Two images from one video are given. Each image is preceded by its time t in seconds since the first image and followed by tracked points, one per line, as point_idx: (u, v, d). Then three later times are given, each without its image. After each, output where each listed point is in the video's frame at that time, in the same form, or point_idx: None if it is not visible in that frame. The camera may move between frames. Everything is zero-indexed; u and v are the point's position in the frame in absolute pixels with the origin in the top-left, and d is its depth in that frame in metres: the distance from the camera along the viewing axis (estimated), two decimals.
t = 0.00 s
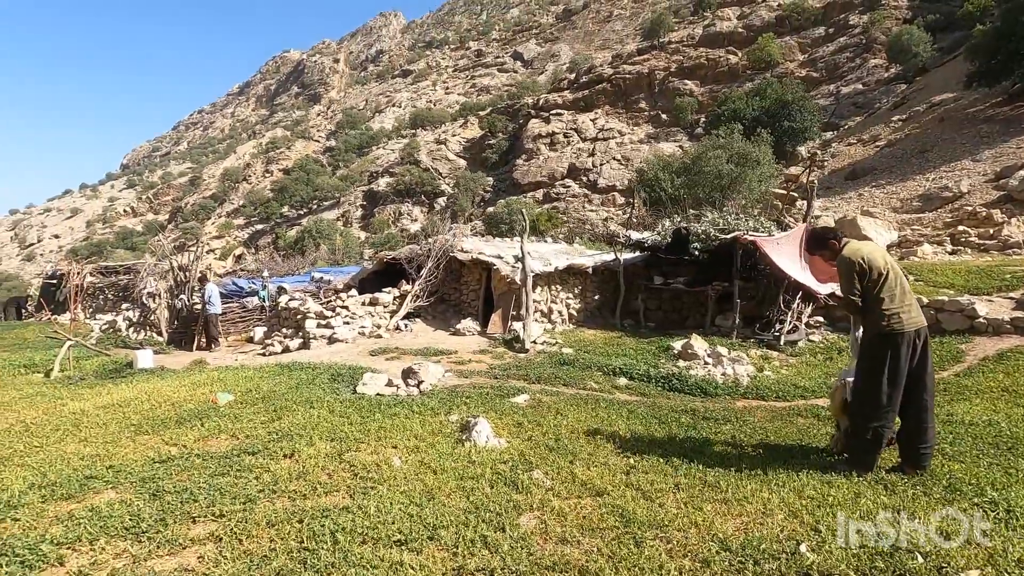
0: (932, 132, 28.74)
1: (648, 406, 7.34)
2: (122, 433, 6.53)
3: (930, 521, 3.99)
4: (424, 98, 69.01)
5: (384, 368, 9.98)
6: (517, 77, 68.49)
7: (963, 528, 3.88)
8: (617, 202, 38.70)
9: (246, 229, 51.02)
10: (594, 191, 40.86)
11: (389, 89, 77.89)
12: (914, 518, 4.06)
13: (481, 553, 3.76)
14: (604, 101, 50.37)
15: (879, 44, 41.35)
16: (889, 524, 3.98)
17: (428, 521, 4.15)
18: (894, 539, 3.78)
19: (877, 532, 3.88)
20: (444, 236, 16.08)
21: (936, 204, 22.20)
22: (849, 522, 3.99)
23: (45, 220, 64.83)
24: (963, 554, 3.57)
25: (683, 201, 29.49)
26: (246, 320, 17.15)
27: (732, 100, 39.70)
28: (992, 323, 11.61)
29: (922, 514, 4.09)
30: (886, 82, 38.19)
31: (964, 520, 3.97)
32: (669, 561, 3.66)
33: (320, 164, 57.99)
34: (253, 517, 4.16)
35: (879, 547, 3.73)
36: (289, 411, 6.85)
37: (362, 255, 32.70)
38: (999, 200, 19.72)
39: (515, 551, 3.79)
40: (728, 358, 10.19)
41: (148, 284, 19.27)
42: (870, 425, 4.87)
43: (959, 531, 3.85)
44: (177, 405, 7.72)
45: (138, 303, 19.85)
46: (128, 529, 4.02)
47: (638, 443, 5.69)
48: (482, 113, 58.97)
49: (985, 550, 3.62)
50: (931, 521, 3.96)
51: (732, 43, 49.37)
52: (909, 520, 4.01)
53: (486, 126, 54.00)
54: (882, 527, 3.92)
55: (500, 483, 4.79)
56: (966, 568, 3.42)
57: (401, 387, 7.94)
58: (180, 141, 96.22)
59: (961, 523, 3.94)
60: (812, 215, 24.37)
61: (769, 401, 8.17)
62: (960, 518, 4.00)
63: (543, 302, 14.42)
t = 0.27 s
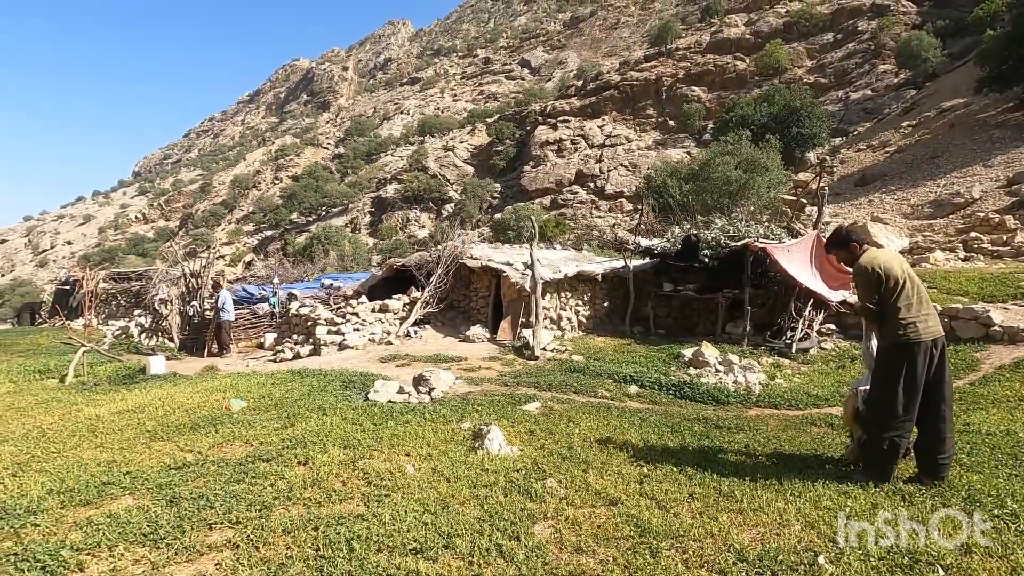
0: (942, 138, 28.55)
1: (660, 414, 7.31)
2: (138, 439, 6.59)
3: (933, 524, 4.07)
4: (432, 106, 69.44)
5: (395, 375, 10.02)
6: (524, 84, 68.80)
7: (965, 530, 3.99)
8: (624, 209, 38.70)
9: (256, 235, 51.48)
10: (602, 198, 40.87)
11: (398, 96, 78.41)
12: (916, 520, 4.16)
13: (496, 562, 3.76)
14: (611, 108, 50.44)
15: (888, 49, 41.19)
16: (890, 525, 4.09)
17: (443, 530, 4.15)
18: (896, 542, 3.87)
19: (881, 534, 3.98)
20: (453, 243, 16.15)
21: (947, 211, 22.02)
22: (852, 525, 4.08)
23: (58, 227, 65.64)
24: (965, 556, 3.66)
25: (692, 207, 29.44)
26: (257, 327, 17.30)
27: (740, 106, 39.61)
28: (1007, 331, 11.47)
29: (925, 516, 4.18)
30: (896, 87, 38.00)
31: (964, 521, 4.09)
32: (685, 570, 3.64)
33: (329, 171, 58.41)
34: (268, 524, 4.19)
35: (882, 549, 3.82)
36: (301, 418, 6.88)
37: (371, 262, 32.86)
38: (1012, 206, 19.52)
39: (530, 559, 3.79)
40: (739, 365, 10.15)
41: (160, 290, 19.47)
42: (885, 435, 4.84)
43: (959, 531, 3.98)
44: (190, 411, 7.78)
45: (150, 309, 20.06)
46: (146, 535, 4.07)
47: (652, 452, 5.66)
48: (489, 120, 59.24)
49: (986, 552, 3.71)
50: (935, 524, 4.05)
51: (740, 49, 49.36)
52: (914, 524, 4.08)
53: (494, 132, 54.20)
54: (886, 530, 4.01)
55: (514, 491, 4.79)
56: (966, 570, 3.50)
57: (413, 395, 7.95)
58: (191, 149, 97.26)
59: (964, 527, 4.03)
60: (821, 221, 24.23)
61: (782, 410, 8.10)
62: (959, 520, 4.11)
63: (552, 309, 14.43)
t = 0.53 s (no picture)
0: (945, 143, 28.54)
1: (656, 410, 7.35)
2: (136, 422, 6.62)
3: (928, 524, 4.13)
4: (435, 97, 69.12)
5: (393, 365, 10.06)
6: (528, 78, 68.52)
7: (960, 529, 4.06)
8: (625, 205, 38.69)
9: (255, 223, 51.40)
10: (603, 194, 40.84)
11: (401, 86, 78.03)
12: (913, 519, 4.22)
13: (492, 551, 3.79)
14: (615, 104, 50.26)
15: (894, 53, 41.06)
16: (888, 524, 4.13)
17: (440, 518, 4.19)
18: (892, 539, 3.94)
19: (876, 531, 4.04)
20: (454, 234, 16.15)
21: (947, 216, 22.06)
22: (846, 522, 4.14)
23: (57, 209, 65.40)
24: (958, 555, 3.72)
25: (692, 206, 29.45)
26: (255, 314, 17.33)
27: (744, 105, 39.50)
28: (1003, 338, 11.54)
29: (922, 516, 4.24)
30: (900, 91, 37.92)
31: (962, 521, 4.15)
32: (678, 563, 3.67)
33: (330, 160, 58.22)
34: (267, 508, 4.22)
35: (878, 546, 3.87)
36: (300, 404, 6.91)
37: (370, 252, 32.85)
38: (1011, 214, 19.55)
39: (526, 549, 3.83)
40: (736, 364, 10.20)
41: (160, 274, 19.47)
42: (878, 435, 4.88)
43: (957, 531, 4.04)
44: (189, 395, 7.80)
45: (149, 294, 20.07)
46: (145, 516, 4.10)
47: (648, 448, 5.69)
48: (492, 112, 59.03)
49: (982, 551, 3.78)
50: (930, 523, 4.11)
51: (746, 48, 49.17)
52: (907, 522, 4.15)
53: (496, 126, 53.98)
54: (881, 527, 4.07)
55: (511, 482, 4.83)
56: (957, 568, 3.56)
57: (411, 385, 7.98)
58: (192, 134, 96.84)
59: (959, 527, 4.08)
60: (821, 223, 24.27)
61: (777, 409, 8.15)
62: (957, 519, 4.19)
63: (551, 303, 14.47)
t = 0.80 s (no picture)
0: (943, 141, 28.58)
1: (654, 404, 7.35)
2: (135, 411, 6.61)
3: (931, 522, 4.10)
4: (434, 88, 68.69)
5: (391, 357, 10.05)
6: (527, 71, 68.16)
7: (964, 530, 4.00)
8: (623, 200, 38.64)
9: (252, 214, 51.14)
10: (601, 188, 40.77)
11: (399, 77, 77.52)
12: (916, 519, 4.16)
13: (492, 542, 3.80)
14: (614, 98, 50.03)
15: (893, 49, 40.98)
16: (889, 524, 4.08)
17: (439, 509, 4.20)
18: (894, 538, 3.89)
19: (879, 530, 3.99)
20: (452, 227, 16.11)
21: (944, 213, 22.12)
22: (846, 521, 4.09)
23: (51, 198, 64.91)
24: (963, 554, 3.68)
25: (691, 201, 29.43)
26: (253, 305, 17.28)
27: (743, 100, 39.40)
28: (998, 335, 11.61)
29: (927, 516, 4.18)
30: (900, 88, 37.88)
31: (965, 521, 4.09)
32: (678, 556, 3.68)
33: (328, 151, 57.88)
34: (266, 498, 4.23)
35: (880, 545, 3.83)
36: (299, 395, 6.90)
37: (367, 244, 32.74)
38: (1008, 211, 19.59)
39: (526, 541, 3.84)
40: (734, 359, 10.23)
41: (156, 265, 19.37)
42: (874, 429, 4.91)
43: (959, 533, 3.97)
44: (187, 386, 7.78)
45: (145, 284, 19.97)
46: (146, 504, 4.10)
47: (647, 441, 5.69)
48: (491, 105, 58.74)
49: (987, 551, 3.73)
50: (933, 522, 4.07)
51: (745, 43, 49.00)
52: (912, 521, 4.11)
53: (495, 118, 53.71)
54: (884, 526, 4.03)
55: (510, 474, 4.84)
56: (955, 568, 3.52)
57: (410, 377, 7.97)
58: (188, 123, 96.06)
59: (962, 526, 4.06)
60: (819, 219, 24.30)
61: (775, 404, 8.17)
62: (959, 519, 4.13)
63: (550, 297, 14.48)
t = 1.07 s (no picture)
0: (948, 134, 28.37)
1: (662, 398, 7.31)
2: (142, 406, 6.60)
3: (934, 520, 3.99)
4: (435, 83, 68.47)
5: (397, 352, 10.03)
6: (529, 65, 67.84)
7: (964, 530, 3.86)
8: (626, 194, 38.50)
9: (254, 209, 51.13)
10: (603, 182, 40.63)
11: (400, 72, 77.22)
12: (915, 518, 4.03)
13: (504, 537, 3.76)
14: (616, 92, 49.73)
15: (898, 42, 40.67)
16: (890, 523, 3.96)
17: (450, 503, 4.17)
18: (893, 540, 3.75)
19: (882, 531, 3.85)
20: (456, 221, 16.06)
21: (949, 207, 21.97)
22: (847, 521, 3.98)
23: (54, 195, 64.98)
24: (967, 557, 3.54)
25: (694, 195, 29.29)
26: (256, 300, 17.29)
27: (746, 94, 39.15)
28: (1006, 328, 11.51)
29: (928, 517, 4.03)
30: (904, 81, 37.62)
31: (965, 519, 3.98)
32: (692, 551, 3.64)
33: (329, 147, 57.76)
34: (275, 493, 4.20)
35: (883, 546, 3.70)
36: (305, 390, 6.88)
37: (370, 239, 32.71)
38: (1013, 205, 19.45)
39: (537, 535, 3.81)
40: (741, 353, 10.17)
41: (159, 260, 19.38)
42: (886, 422, 4.87)
43: (961, 532, 3.84)
44: (193, 380, 7.77)
45: (149, 279, 19.98)
46: (154, 500, 4.07)
47: (656, 436, 5.63)
48: (492, 100, 58.51)
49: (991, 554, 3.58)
50: (935, 524, 3.91)
51: (749, 36, 48.64)
52: (913, 522, 3.96)
53: (497, 113, 53.54)
54: (885, 527, 3.90)
55: (519, 468, 4.80)
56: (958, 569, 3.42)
57: (416, 371, 7.94)
58: (190, 119, 95.94)
59: (965, 523, 3.94)
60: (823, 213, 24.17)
61: (784, 398, 8.11)
62: (960, 518, 4.00)
63: (554, 291, 14.43)
